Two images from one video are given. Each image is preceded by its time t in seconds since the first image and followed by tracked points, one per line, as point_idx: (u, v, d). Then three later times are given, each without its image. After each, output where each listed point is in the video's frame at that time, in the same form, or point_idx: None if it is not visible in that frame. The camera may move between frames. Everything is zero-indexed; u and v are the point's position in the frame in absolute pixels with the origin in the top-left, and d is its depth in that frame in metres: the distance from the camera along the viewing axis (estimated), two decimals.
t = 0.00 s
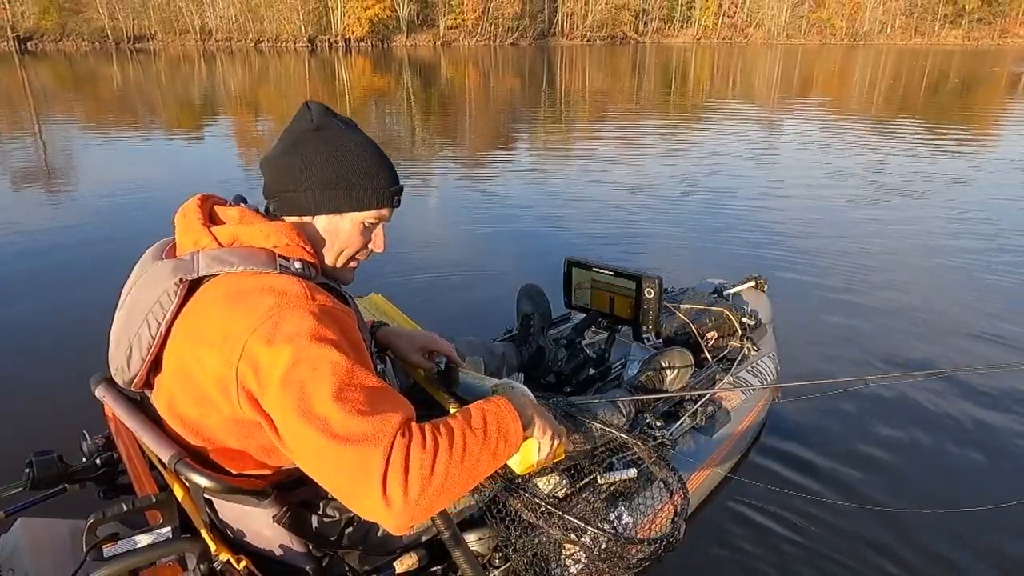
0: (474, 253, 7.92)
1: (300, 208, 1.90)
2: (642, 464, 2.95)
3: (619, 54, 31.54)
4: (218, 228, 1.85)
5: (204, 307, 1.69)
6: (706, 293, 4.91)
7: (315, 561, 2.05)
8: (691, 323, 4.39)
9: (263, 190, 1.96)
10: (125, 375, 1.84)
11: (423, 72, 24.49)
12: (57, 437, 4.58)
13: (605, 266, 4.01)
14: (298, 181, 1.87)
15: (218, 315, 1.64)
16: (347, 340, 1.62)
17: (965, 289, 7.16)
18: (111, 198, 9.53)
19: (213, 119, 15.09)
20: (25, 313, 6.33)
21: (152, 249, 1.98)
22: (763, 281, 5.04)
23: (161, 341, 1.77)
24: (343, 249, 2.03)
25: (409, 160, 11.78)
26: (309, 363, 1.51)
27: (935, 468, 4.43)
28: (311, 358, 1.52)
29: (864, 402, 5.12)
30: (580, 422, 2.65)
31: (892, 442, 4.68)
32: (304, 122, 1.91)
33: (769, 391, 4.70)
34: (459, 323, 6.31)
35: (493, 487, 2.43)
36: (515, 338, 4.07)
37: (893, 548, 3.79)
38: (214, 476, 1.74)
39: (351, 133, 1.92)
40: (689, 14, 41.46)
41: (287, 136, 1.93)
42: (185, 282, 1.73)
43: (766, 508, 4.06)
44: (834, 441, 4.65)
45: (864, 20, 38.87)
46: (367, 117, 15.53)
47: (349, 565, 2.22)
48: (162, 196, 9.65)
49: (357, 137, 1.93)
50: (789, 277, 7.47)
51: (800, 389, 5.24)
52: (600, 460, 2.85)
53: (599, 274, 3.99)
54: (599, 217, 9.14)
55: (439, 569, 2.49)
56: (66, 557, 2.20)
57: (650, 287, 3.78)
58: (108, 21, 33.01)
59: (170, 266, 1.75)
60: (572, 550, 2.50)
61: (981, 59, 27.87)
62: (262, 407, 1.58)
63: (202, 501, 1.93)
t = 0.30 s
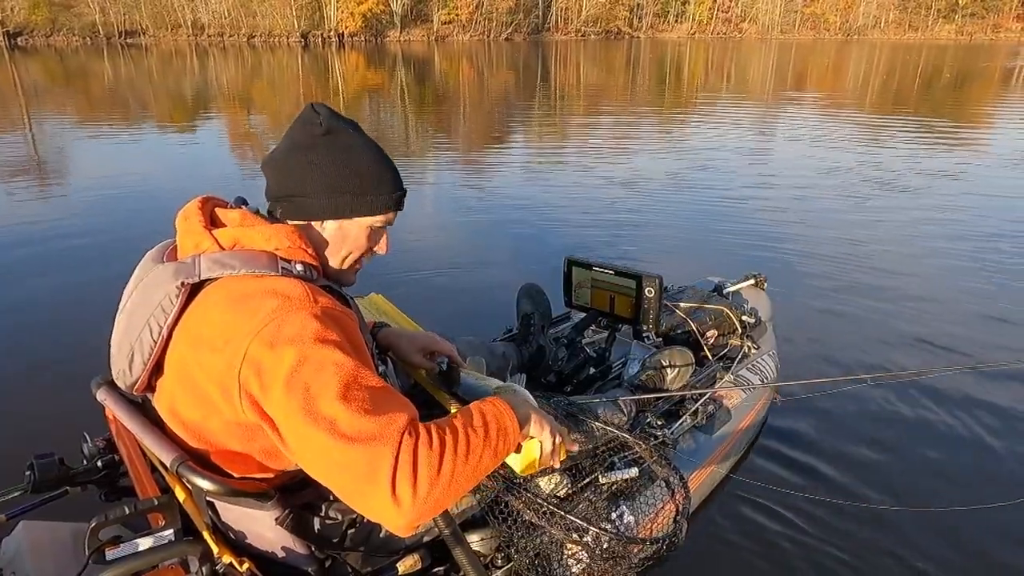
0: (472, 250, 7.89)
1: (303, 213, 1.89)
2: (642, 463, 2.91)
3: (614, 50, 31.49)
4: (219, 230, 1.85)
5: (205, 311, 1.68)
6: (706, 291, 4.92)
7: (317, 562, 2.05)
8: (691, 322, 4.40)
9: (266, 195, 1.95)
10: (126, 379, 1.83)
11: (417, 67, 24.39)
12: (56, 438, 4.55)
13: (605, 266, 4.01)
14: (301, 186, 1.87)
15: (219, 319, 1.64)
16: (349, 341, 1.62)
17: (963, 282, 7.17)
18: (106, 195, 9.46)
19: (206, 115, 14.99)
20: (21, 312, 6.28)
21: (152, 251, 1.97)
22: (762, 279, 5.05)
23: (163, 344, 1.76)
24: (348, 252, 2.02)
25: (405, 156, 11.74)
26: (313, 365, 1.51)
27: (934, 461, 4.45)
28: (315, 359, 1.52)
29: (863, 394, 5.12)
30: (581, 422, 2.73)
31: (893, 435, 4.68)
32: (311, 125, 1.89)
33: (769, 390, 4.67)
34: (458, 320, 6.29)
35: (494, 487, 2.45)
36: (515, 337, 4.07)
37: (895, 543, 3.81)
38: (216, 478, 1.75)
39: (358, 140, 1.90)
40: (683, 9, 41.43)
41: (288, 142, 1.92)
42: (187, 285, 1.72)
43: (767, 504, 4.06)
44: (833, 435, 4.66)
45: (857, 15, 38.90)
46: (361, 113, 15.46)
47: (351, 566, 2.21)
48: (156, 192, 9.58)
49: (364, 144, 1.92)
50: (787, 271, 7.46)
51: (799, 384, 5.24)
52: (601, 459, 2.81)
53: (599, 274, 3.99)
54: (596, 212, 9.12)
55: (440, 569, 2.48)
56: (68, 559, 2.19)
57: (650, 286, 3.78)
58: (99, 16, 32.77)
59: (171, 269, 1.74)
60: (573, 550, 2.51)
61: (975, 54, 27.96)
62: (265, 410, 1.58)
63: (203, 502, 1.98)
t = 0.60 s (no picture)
0: (470, 248, 7.87)
1: (343, 227, 1.95)
2: (642, 463, 2.92)
3: (609, 48, 31.53)
4: (230, 230, 1.83)
5: (213, 312, 1.67)
6: (706, 291, 4.92)
7: (318, 563, 2.05)
8: (690, 322, 4.41)
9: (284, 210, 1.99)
10: (134, 379, 1.83)
11: (412, 65, 24.35)
12: (56, 438, 4.52)
13: (605, 266, 4.02)
14: (348, 201, 1.93)
15: (227, 320, 1.63)
16: (357, 344, 1.62)
17: (961, 279, 7.18)
18: (102, 193, 9.41)
19: (201, 113, 14.94)
20: (17, 311, 6.24)
21: (161, 250, 1.97)
22: (762, 279, 5.07)
23: (172, 345, 1.76)
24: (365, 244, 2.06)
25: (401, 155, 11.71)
26: (321, 368, 1.51)
27: (936, 457, 4.44)
28: (323, 362, 1.51)
29: (862, 390, 5.12)
30: (581, 422, 2.75)
31: (893, 432, 4.68)
32: (355, 142, 1.94)
33: (769, 389, 4.65)
34: (457, 318, 6.28)
35: (495, 487, 2.47)
36: (515, 337, 4.07)
37: (897, 540, 3.80)
38: (217, 479, 1.73)
39: (392, 160, 2.01)
40: (678, 6, 41.43)
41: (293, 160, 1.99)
42: (197, 287, 1.72)
43: (769, 502, 4.06)
44: (834, 432, 4.66)
45: (852, 13, 38.98)
46: (357, 111, 15.43)
47: (352, 567, 2.20)
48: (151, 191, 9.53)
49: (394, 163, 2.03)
50: (785, 268, 7.45)
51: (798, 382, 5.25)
52: (601, 459, 2.83)
53: (600, 273, 4.00)
54: (594, 210, 9.11)
55: (442, 569, 2.48)
56: (69, 560, 2.18)
57: (651, 286, 3.79)
58: (92, 14, 32.61)
59: (181, 270, 1.75)
60: (574, 550, 2.47)
61: (969, 52, 28.08)
62: (271, 411, 1.57)
63: (205, 503, 1.97)
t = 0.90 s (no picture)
0: (468, 249, 7.88)
1: (358, 225, 1.96)
2: (641, 464, 2.92)
3: (607, 51, 31.62)
4: (241, 225, 1.83)
5: (223, 303, 1.68)
6: (706, 293, 4.92)
7: (316, 562, 2.04)
8: (690, 323, 4.41)
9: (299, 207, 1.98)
10: (141, 372, 1.83)
11: (411, 69, 24.42)
12: (55, 438, 4.53)
13: (605, 266, 4.01)
14: (363, 199, 1.94)
15: (237, 311, 1.64)
16: (364, 338, 1.62)
17: (959, 281, 7.18)
18: (102, 196, 9.43)
19: (199, 117, 14.97)
20: (16, 313, 6.24)
21: (172, 244, 1.98)
22: (762, 281, 5.07)
23: (180, 338, 1.76)
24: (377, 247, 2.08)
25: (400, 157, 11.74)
26: (326, 361, 1.51)
27: (936, 460, 4.43)
28: (329, 355, 1.51)
29: (862, 392, 5.12)
30: (580, 422, 2.72)
31: (893, 434, 4.67)
32: (369, 142, 1.96)
33: (769, 391, 4.65)
34: (456, 319, 6.28)
35: (494, 488, 2.43)
36: (514, 338, 4.06)
37: (898, 542, 3.79)
38: (216, 477, 1.72)
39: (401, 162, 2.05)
40: (677, 11, 41.50)
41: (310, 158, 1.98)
42: (208, 279, 1.73)
43: (769, 502, 4.05)
44: (833, 433, 4.65)
45: (850, 17, 39.11)
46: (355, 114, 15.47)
47: (351, 566, 2.19)
48: (150, 194, 9.55)
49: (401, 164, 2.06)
50: (784, 270, 7.46)
51: (798, 382, 5.24)
52: (600, 460, 2.80)
53: (599, 274, 3.99)
54: (592, 212, 9.11)
55: (440, 569, 2.46)
56: (67, 558, 2.17)
57: (651, 287, 3.78)
58: (91, 18, 32.67)
59: (193, 263, 1.75)
60: (572, 551, 2.50)
61: (966, 56, 28.17)
62: (276, 401, 1.57)
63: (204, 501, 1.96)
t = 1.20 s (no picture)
0: (468, 249, 7.88)
1: (358, 223, 1.96)
2: (641, 464, 2.92)
3: (605, 51, 31.65)
4: (242, 224, 1.83)
5: (225, 299, 1.68)
6: (706, 293, 4.92)
7: (316, 561, 2.04)
8: (690, 323, 4.41)
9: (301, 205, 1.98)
10: (142, 371, 1.82)
11: (409, 69, 24.42)
12: (54, 437, 4.52)
13: (604, 266, 4.01)
14: (363, 197, 1.94)
15: (238, 309, 1.63)
16: (365, 335, 1.62)
17: (958, 279, 7.18)
18: (100, 196, 9.43)
19: (196, 117, 14.94)
20: (14, 313, 6.23)
21: (172, 243, 1.97)
22: (762, 280, 5.07)
23: (181, 336, 1.76)
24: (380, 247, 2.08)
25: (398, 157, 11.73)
26: (328, 359, 1.51)
27: (937, 457, 4.43)
28: (331, 353, 1.51)
29: (862, 391, 5.11)
30: (580, 423, 2.72)
31: (894, 431, 4.67)
32: (370, 142, 1.96)
33: (769, 392, 4.65)
34: (456, 319, 6.27)
35: (494, 488, 2.43)
36: (514, 337, 4.06)
37: (901, 541, 3.78)
38: (216, 476, 1.71)
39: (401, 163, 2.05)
40: (674, 11, 41.48)
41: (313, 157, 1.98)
42: (209, 278, 1.73)
43: (770, 502, 4.05)
44: (834, 432, 4.65)
45: (847, 17, 39.20)
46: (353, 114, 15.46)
47: (351, 565, 2.20)
48: (148, 194, 9.52)
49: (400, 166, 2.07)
50: (782, 269, 7.47)
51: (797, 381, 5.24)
52: (600, 460, 2.80)
53: (599, 274, 3.99)
54: (591, 211, 9.12)
55: (439, 569, 2.46)
56: (68, 558, 2.17)
57: (650, 287, 3.78)
58: (87, 18, 32.64)
59: (193, 262, 1.75)
60: (572, 551, 2.50)
61: (962, 56, 28.25)
62: (277, 399, 1.57)
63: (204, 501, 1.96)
